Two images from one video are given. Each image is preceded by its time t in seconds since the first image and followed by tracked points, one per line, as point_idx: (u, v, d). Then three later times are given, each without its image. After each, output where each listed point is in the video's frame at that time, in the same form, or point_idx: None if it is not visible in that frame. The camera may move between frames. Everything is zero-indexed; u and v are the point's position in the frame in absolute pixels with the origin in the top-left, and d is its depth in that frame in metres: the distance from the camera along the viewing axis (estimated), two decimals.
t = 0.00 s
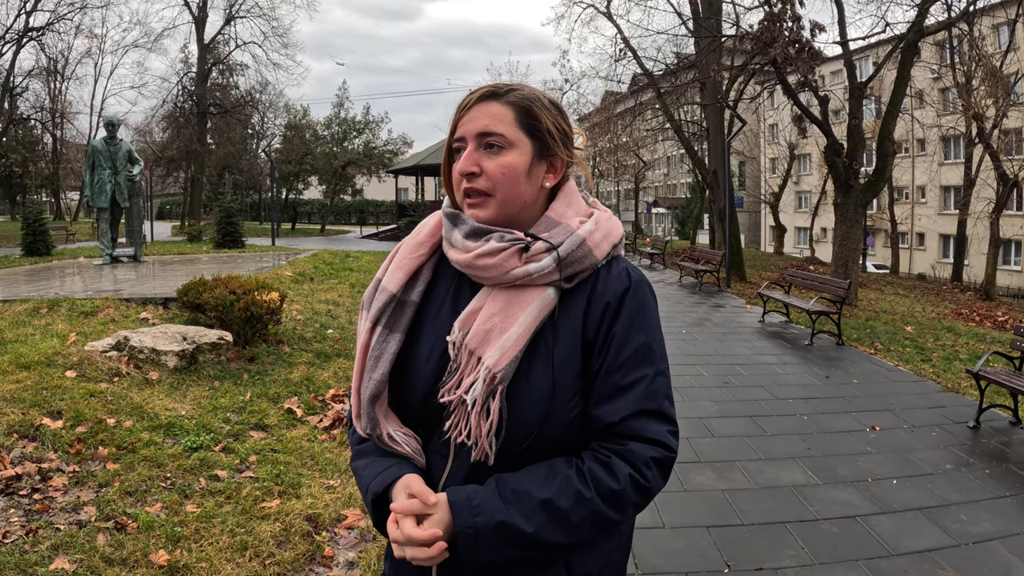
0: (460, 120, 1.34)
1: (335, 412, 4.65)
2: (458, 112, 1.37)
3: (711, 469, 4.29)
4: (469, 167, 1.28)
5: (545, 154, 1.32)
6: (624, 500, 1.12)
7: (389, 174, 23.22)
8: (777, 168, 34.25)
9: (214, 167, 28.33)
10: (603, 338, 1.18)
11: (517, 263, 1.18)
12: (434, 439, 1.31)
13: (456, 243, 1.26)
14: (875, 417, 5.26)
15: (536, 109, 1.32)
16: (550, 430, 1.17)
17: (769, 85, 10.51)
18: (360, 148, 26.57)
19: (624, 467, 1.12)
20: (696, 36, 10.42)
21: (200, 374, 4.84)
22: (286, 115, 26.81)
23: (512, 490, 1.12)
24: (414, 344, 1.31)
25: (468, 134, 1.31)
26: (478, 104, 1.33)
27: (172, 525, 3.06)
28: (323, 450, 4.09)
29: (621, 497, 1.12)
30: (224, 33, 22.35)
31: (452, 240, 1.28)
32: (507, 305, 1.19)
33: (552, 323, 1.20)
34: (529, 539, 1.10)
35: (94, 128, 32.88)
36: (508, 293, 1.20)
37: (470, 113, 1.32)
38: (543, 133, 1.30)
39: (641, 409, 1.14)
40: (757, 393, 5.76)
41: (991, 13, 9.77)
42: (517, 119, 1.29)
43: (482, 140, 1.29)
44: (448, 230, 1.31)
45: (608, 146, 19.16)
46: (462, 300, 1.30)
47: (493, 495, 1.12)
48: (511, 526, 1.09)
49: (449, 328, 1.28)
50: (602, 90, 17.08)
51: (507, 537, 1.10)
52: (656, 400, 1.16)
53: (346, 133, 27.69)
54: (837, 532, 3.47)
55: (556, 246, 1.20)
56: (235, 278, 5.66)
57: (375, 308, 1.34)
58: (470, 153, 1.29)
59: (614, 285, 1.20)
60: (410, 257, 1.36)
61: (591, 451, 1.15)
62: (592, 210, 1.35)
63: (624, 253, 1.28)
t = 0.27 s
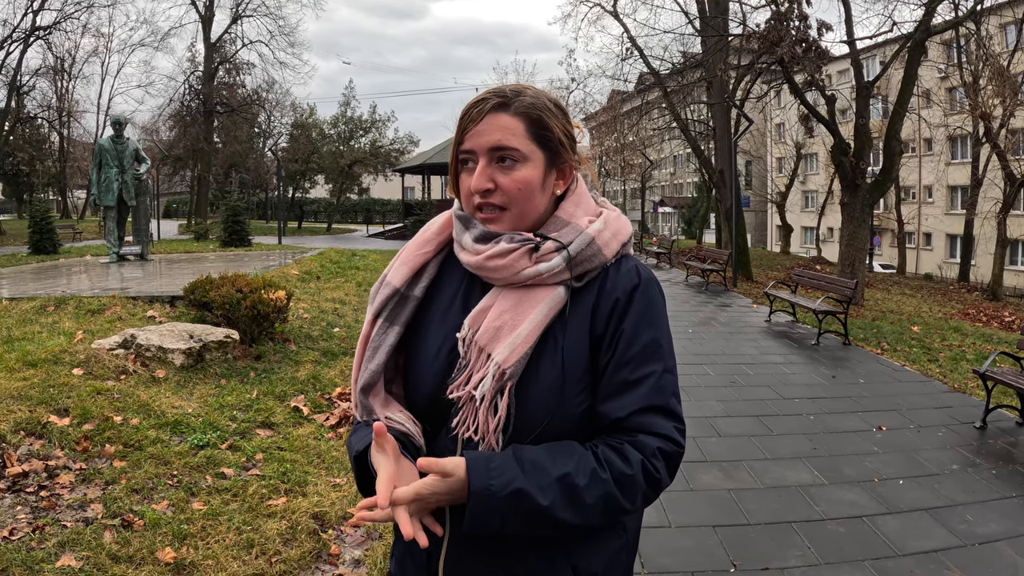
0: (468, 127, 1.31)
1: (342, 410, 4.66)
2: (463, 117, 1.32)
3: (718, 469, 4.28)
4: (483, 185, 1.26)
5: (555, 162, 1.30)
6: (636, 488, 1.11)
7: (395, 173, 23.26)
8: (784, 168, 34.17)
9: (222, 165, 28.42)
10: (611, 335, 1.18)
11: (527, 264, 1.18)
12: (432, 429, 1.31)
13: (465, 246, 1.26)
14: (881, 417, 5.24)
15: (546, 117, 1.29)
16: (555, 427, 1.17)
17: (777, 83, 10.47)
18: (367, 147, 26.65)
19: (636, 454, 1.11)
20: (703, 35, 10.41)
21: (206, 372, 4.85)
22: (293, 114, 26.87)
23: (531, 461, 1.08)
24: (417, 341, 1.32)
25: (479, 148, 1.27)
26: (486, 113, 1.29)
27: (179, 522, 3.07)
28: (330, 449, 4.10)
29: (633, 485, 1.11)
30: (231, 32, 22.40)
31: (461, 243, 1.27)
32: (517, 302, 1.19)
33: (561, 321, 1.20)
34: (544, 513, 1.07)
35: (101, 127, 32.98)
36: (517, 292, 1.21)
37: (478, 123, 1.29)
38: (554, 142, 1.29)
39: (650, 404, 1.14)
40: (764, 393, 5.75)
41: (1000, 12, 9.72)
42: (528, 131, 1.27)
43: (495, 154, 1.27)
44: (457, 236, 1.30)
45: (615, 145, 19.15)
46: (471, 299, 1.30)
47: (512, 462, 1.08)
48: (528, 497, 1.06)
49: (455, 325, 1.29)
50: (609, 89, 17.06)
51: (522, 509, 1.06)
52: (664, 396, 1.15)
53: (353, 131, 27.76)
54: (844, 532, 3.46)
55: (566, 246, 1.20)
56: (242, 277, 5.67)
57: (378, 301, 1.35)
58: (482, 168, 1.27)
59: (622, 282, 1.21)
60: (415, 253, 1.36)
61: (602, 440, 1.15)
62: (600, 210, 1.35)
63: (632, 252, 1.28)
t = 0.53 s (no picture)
0: (474, 125, 1.31)
1: (348, 409, 4.67)
2: (470, 115, 1.33)
3: (723, 468, 4.28)
4: (489, 180, 1.26)
5: (562, 159, 1.30)
6: (644, 490, 1.11)
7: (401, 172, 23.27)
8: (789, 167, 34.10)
9: (227, 164, 28.49)
10: (620, 335, 1.18)
11: (536, 263, 1.18)
12: (443, 431, 1.31)
13: (472, 245, 1.25)
14: (887, 417, 5.24)
15: (552, 113, 1.29)
16: (564, 427, 1.17)
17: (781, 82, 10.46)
18: (372, 146, 26.66)
19: (644, 457, 1.11)
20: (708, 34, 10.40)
21: (212, 370, 4.87)
22: (298, 113, 26.90)
23: (536, 471, 1.10)
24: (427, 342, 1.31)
25: (486, 144, 1.28)
26: (492, 110, 1.29)
27: (185, 520, 3.08)
28: (336, 447, 4.11)
29: (641, 488, 1.11)
30: (236, 31, 22.43)
31: (468, 242, 1.27)
32: (526, 302, 1.19)
33: (570, 321, 1.19)
34: (550, 522, 1.08)
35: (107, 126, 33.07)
36: (525, 291, 1.20)
37: (485, 120, 1.29)
38: (562, 139, 1.28)
39: (658, 403, 1.14)
40: (769, 392, 5.74)
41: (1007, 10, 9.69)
42: (534, 127, 1.27)
43: (501, 150, 1.27)
44: (465, 234, 1.30)
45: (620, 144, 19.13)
46: (479, 298, 1.30)
47: (516, 473, 1.10)
48: (534, 507, 1.07)
49: (464, 324, 1.28)
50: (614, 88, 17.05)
51: (530, 518, 1.08)
52: (672, 394, 1.15)
53: (358, 131, 27.79)
54: (849, 532, 3.46)
55: (574, 244, 1.20)
56: (248, 275, 5.68)
57: (386, 304, 1.35)
58: (489, 164, 1.27)
59: (630, 280, 1.20)
60: (422, 254, 1.36)
61: (610, 441, 1.15)
62: (608, 207, 1.35)
63: (640, 249, 1.28)
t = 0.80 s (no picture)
0: (478, 119, 1.31)
1: (356, 407, 4.67)
2: (475, 110, 1.34)
3: (732, 467, 4.28)
4: (489, 172, 1.25)
5: (565, 150, 1.28)
6: (655, 496, 1.12)
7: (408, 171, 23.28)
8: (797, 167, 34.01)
9: (235, 163, 28.58)
10: (632, 335, 1.17)
11: (547, 263, 1.17)
12: (459, 432, 1.31)
13: (482, 243, 1.25)
14: (895, 417, 5.22)
15: (554, 104, 1.27)
16: (577, 430, 1.16)
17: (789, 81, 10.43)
18: (379, 145, 26.69)
19: (657, 464, 1.11)
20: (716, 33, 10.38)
21: (220, 368, 4.88)
22: (306, 112, 26.96)
23: (543, 486, 1.11)
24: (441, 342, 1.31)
25: (487, 136, 1.27)
26: (494, 103, 1.29)
27: (194, 518, 3.09)
28: (344, 445, 4.11)
29: (652, 495, 1.11)
30: (244, 30, 22.48)
31: (478, 240, 1.26)
32: (537, 303, 1.18)
33: (582, 321, 1.19)
34: (561, 535, 1.10)
35: (115, 125, 33.19)
36: (537, 292, 1.19)
37: (486, 114, 1.29)
38: (564, 130, 1.26)
39: (672, 405, 1.13)
40: (777, 392, 5.74)
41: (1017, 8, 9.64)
42: (534, 117, 1.26)
43: (501, 141, 1.26)
44: (474, 230, 1.29)
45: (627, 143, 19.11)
46: (490, 298, 1.29)
47: (523, 492, 1.11)
48: (541, 524, 1.09)
49: (476, 324, 1.28)
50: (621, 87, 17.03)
51: (540, 534, 1.09)
52: (687, 396, 1.14)
53: (366, 130, 27.84)
54: (858, 531, 3.45)
55: (585, 243, 1.19)
56: (256, 274, 5.69)
57: (399, 304, 1.34)
58: (489, 156, 1.27)
59: (644, 280, 1.19)
60: (434, 253, 1.35)
61: (623, 446, 1.15)
62: (621, 205, 1.33)
63: (653, 247, 1.27)
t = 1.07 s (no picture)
0: (492, 116, 1.32)
1: (373, 405, 4.69)
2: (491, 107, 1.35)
3: (748, 467, 4.27)
4: (498, 167, 1.26)
5: (576, 144, 1.24)
6: (661, 505, 1.08)
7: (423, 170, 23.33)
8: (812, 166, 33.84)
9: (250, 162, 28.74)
10: (646, 338, 1.12)
11: (558, 263, 1.15)
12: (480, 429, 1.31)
13: (498, 241, 1.25)
14: (911, 417, 5.20)
15: (564, 97, 1.25)
16: (589, 432, 1.14)
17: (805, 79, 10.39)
18: (394, 143, 26.76)
19: (663, 473, 1.07)
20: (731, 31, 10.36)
21: (237, 366, 4.91)
22: (321, 111, 27.06)
23: (542, 486, 1.10)
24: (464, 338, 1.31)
25: (497, 133, 1.28)
26: (506, 100, 1.29)
27: (211, 515, 3.11)
28: (361, 443, 4.13)
29: (657, 504, 1.08)
30: (259, 30, 22.57)
31: (494, 238, 1.26)
32: (548, 303, 1.16)
33: (595, 323, 1.15)
34: (561, 538, 1.09)
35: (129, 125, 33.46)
36: (549, 291, 1.17)
37: (498, 110, 1.29)
38: (570, 123, 1.23)
39: (685, 413, 1.09)
40: (793, 391, 5.72)
41: None
42: (542, 113, 1.24)
43: (510, 137, 1.26)
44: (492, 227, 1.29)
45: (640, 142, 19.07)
46: (510, 296, 1.28)
47: (526, 492, 1.11)
48: (542, 526, 1.08)
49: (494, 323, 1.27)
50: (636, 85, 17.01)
51: (541, 536, 1.09)
52: (702, 404, 1.09)
53: (381, 128, 27.91)
54: (874, 531, 3.44)
55: (598, 244, 1.15)
56: (272, 272, 5.73)
57: (423, 299, 1.36)
58: (500, 152, 1.27)
59: (660, 282, 1.14)
60: (459, 249, 1.35)
61: (633, 452, 1.11)
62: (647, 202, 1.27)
63: (675, 247, 1.21)
